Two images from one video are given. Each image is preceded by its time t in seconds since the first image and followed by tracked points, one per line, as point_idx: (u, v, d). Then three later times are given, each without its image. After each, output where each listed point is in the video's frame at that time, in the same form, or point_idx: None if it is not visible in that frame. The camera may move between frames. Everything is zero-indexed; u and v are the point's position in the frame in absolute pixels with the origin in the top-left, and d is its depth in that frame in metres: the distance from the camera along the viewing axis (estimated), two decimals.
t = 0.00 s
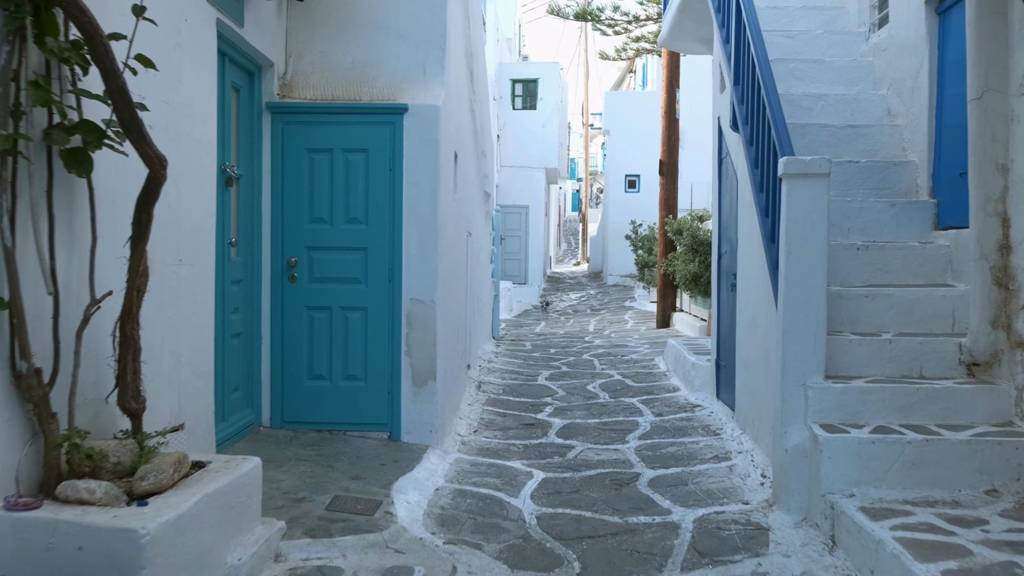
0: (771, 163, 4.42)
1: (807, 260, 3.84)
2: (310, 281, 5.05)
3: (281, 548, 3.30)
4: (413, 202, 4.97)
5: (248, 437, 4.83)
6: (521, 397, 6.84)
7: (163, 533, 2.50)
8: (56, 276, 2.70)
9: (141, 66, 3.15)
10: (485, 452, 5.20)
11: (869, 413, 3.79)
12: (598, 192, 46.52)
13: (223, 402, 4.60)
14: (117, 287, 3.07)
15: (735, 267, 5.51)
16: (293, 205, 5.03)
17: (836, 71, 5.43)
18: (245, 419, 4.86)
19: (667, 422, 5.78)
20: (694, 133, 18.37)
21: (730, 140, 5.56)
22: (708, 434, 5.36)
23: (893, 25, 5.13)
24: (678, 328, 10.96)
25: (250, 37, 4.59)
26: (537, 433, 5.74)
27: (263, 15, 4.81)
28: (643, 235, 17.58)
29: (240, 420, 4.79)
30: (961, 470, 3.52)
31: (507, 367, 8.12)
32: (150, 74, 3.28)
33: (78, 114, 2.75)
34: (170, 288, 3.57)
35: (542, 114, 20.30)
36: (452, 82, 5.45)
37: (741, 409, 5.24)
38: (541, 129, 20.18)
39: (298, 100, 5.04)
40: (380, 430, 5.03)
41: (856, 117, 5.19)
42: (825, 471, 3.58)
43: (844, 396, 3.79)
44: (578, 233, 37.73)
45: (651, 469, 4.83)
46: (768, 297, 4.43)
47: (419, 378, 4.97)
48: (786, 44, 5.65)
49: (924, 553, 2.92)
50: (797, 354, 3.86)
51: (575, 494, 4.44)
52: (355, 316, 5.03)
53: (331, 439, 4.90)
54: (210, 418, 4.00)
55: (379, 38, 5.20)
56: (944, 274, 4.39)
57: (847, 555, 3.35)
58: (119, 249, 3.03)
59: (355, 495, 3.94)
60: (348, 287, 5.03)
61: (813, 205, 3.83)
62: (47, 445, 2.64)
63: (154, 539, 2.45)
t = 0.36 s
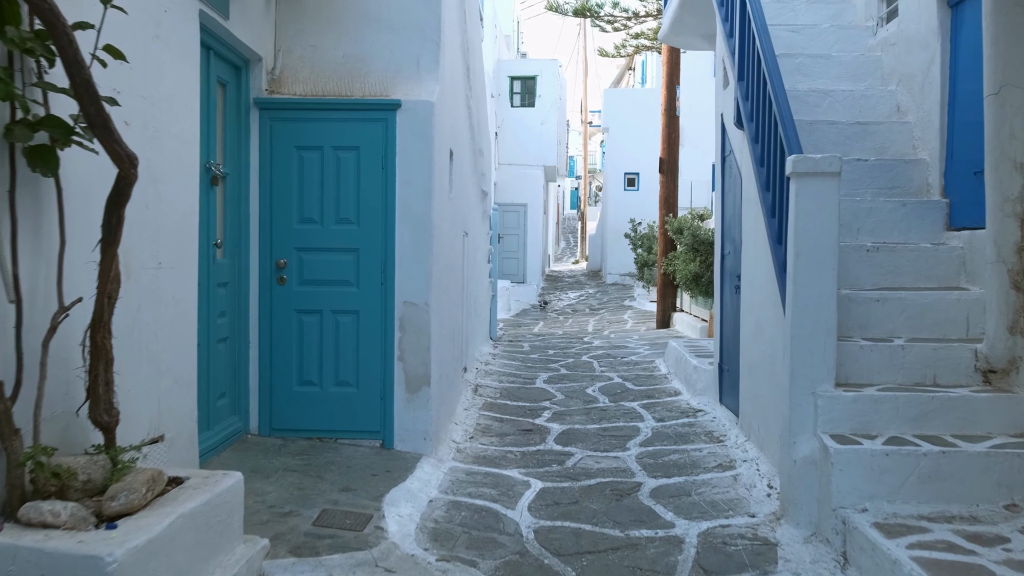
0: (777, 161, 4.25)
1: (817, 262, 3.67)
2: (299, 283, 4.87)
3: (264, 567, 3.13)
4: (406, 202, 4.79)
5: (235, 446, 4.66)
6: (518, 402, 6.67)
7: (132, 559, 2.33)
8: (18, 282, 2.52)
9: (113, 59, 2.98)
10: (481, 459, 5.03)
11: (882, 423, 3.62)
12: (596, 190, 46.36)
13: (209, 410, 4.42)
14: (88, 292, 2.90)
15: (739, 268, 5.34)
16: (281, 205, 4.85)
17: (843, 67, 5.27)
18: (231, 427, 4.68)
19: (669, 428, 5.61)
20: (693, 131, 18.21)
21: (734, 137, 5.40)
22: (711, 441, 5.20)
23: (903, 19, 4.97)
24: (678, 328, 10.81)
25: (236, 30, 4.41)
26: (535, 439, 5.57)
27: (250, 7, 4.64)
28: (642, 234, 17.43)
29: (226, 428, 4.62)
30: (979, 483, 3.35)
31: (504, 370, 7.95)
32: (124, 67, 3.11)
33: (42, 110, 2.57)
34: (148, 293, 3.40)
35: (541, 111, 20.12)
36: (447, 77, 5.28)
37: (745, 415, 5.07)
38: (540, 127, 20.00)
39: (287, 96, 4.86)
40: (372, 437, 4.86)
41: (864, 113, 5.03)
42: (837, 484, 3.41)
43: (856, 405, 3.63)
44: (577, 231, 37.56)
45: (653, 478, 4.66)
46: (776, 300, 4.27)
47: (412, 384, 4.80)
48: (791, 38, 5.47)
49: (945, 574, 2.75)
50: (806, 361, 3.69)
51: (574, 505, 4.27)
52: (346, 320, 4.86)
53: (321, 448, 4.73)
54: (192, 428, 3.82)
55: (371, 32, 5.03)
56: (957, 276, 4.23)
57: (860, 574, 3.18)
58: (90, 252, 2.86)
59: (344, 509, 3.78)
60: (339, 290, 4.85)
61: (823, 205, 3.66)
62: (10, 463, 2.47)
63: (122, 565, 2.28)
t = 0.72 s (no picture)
0: (784, 160, 4.09)
1: (827, 267, 3.51)
2: (288, 286, 4.69)
3: None
4: (399, 203, 4.61)
5: (220, 456, 4.49)
6: (515, 407, 6.50)
7: None
8: None
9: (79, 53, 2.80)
10: (477, 469, 4.86)
11: (895, 436, 3.46)
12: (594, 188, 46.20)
13: (193, 420, 4.25)
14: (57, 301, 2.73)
15: (743, 271, 5.17)
16: (269, 205, 4.68)
17: (851, 63, 5.10)
18: (217, 436, 4.51)
19: (671, 435, 5.45)
20: (693, 129, 18.05)
21: (738, 136, 5.23)
22: (714, 450, 5.03)
23: (913, 13, 4.79)
24: (678, 329, 10.65)
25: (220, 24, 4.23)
26: (532, 446, 5.40)
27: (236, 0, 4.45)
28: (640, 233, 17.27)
29: (211, 437, 4.45)
30: (1000, 500, 3.19)
31: (501, 373, 7.78)
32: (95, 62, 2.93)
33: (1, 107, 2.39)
34: (123, 299, 3.22)
35: (539, 109, 19.92)
36: (442, 73, 5.10)
37: (750, 423, 4.91)
38: (538, 125, 19.81)
39: (275, 93, 4.68)
40: (363, 447, 4.68)
41: (872, 111, 4.85)
42: (850, 500, 3.24)
43: (868, 416, 3.46)
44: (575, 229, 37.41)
45: (655, 489, 4.49)
46: (783, 305, 4.10)
47: (405, 391, 4.62)
48: (797, 34, 5.30)
49: None
50: (816, 370, 3.53)
51: (573, 518, 4.10)
52: (337, 325, 4.68)
53: (310, 458, 4.56)
54: (173, 440, 3.65)
55: (362, 26, 4.84)
56: (972, 281, 4.06)
57: None
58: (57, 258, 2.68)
59: (332, 525, 3.61)
60: (329, 293, 4.67)
61: (834, 206, 3.50)
62: None
63: None
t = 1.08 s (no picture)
0: (793, 158, 3.93)
1: (838, 270, 3.35)
2: (276, 290, 4.52)
3: None
4: (392, 203, 4.44)
5: (206, 466, 4.32)
6: (512, 412, 6.33)
7: None
8: None
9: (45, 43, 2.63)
10: (473, 478, 4.69)
11: (911, 447, 3.30)
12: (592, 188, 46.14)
13: (177, 429, 4.08)
14: (23, 308, 2.56)
15: (748, 274, 5.00)
16: (257, 205, 4.51)
17: (859, 58, 4.93)
18: (202, 445, 4.34)
19: (673, 442, 5.28)
20: (692, 129, 17.91)
21: (743, 133, 5.06)
22: (718, 458, 4.86)
23: (924, 7, 4.63)
24: (678, 331, 10.51)
25: (204, 17, 4.06)
26: (530, 454, 5.23)
27: None
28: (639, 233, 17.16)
29: (196, 447, 4.28)
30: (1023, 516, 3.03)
31: (499, 377, 7.61)
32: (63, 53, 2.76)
33: None
34: (98, 305, 3.05)
35: (537, 108, 19.75)
36: (436, 69, 4.93)
37: (755, 431, 4.74)
38: (535, 124, 19.65)
39: (262, 89, 4.51)
40: (354, 456, 4.51)
41: (882, 108, 4.69)
42: (865, 517, 3.08)
43: (882, 427, 3.30)
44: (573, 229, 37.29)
45: (658, 500, 4.32)
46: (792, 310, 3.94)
47: (398, 399, 4.45)
48: (803, 29, 5.15)
49: None
50: (827, 379, 3.37)
51: (572, 532, 3.93)
52: (327, 329, 4.51)
53: (300, 468, 4.39)
54: (153, 452, 3.48)
55: (354, 20, 4.67)
56: (987, 284, 3.90)
57: None
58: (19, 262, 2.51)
59: (320, 541, 3.44)
60: (320, 297, 4.51)
61: (846, 207, 3.33)
62: None
63: None
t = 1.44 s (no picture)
0: (804, 155, 3.76)
1: (855, 271, 3.18)
2: (264, 292, 4.34)
3: None
4: (385, 201, 4.27)
5: (191, 476, 4.14)
6: (510, 418, 6.16)
7: None
8: None
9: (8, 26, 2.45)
10: (469, 488, 4.52)
11: (931, 459, 3.13)
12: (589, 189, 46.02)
13: (161, 437, 3.90)
14: None
15: (754, 275, 4.84)
16: (245, 204, 4.33)
17: (868, 53, 4.77)
18: (187, 454, 4.16)
19: (676, 450, 5.11)
20: (691, 129, 17.77)
21: (748, 130, 4.90)
22: (724, 467, 4.69)
23: None
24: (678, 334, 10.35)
25: (189, 6, 3.88)
26: (529, 462, 5.06)
27: None
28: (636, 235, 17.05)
29: (180, 456, 4.09)
30: None
31: (495, 381, 7.43)
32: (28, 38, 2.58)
33: None
34: (70, 308, 2.88)
35: (534, 109, 19.59)
36: (432, 63, 4.75)
37: (762, 438, 4.57)
38: (533, 125, 19.47)
39: (250, 82, 4.33)
40: (346, 465, 4.33)
41: (893, 104, 4.53)
42: (884, 533, 2.92)
43: (901, 437, 3.13)
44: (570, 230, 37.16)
45: (661, 511, 4.15)
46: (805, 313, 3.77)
47: (391, 406, 4.27)
48: (811, 22, 4.98)
49: None
50: (842, 386, 3.20)
51: (573, 545, 3.76)
52: (317, 333, 4.33)
53: (289, 477, 4.21)
54: (132, 464, 3.30)
55: (346, 11, 4.50)
56: (1006, 286, 3.74)
57: None
58: None
59: (308, 557, 3.26)
60: (310, 299, 4.33)
61: (862, 205, 3.17)
62: None
63: None
